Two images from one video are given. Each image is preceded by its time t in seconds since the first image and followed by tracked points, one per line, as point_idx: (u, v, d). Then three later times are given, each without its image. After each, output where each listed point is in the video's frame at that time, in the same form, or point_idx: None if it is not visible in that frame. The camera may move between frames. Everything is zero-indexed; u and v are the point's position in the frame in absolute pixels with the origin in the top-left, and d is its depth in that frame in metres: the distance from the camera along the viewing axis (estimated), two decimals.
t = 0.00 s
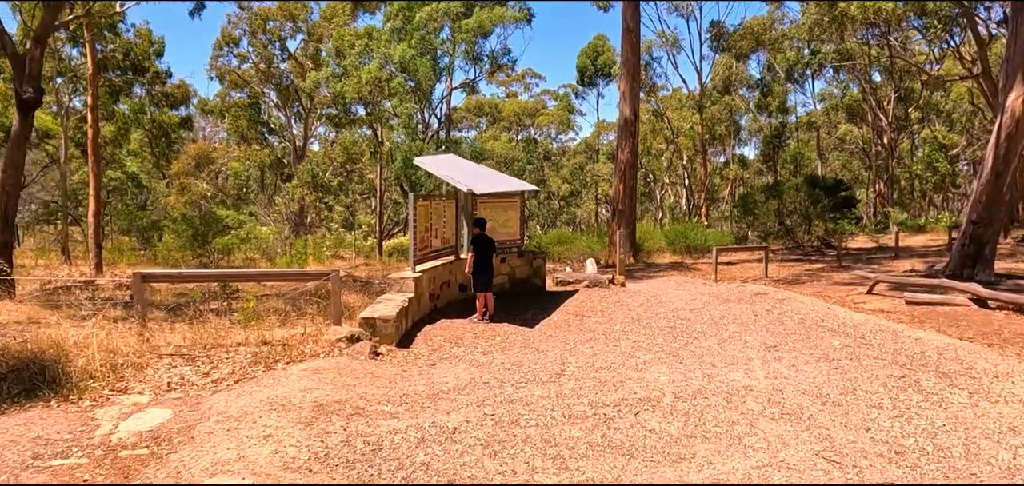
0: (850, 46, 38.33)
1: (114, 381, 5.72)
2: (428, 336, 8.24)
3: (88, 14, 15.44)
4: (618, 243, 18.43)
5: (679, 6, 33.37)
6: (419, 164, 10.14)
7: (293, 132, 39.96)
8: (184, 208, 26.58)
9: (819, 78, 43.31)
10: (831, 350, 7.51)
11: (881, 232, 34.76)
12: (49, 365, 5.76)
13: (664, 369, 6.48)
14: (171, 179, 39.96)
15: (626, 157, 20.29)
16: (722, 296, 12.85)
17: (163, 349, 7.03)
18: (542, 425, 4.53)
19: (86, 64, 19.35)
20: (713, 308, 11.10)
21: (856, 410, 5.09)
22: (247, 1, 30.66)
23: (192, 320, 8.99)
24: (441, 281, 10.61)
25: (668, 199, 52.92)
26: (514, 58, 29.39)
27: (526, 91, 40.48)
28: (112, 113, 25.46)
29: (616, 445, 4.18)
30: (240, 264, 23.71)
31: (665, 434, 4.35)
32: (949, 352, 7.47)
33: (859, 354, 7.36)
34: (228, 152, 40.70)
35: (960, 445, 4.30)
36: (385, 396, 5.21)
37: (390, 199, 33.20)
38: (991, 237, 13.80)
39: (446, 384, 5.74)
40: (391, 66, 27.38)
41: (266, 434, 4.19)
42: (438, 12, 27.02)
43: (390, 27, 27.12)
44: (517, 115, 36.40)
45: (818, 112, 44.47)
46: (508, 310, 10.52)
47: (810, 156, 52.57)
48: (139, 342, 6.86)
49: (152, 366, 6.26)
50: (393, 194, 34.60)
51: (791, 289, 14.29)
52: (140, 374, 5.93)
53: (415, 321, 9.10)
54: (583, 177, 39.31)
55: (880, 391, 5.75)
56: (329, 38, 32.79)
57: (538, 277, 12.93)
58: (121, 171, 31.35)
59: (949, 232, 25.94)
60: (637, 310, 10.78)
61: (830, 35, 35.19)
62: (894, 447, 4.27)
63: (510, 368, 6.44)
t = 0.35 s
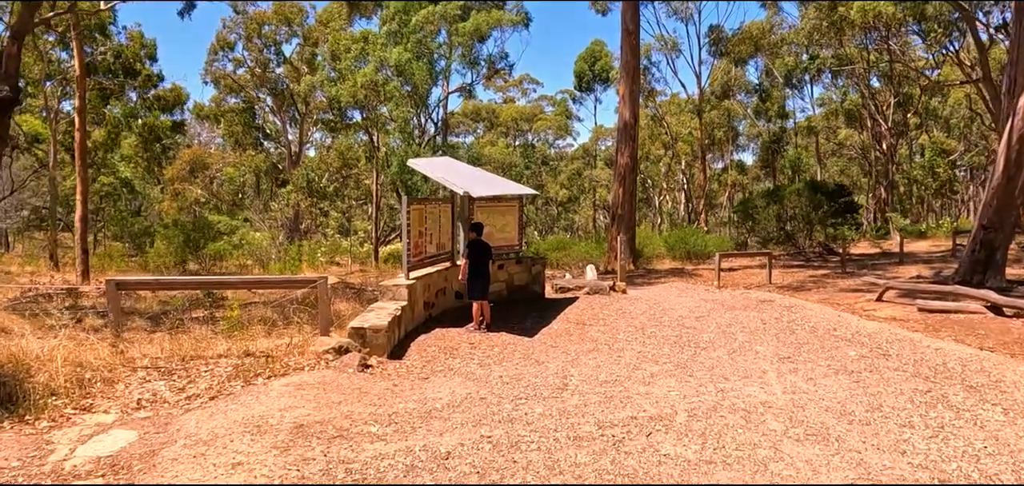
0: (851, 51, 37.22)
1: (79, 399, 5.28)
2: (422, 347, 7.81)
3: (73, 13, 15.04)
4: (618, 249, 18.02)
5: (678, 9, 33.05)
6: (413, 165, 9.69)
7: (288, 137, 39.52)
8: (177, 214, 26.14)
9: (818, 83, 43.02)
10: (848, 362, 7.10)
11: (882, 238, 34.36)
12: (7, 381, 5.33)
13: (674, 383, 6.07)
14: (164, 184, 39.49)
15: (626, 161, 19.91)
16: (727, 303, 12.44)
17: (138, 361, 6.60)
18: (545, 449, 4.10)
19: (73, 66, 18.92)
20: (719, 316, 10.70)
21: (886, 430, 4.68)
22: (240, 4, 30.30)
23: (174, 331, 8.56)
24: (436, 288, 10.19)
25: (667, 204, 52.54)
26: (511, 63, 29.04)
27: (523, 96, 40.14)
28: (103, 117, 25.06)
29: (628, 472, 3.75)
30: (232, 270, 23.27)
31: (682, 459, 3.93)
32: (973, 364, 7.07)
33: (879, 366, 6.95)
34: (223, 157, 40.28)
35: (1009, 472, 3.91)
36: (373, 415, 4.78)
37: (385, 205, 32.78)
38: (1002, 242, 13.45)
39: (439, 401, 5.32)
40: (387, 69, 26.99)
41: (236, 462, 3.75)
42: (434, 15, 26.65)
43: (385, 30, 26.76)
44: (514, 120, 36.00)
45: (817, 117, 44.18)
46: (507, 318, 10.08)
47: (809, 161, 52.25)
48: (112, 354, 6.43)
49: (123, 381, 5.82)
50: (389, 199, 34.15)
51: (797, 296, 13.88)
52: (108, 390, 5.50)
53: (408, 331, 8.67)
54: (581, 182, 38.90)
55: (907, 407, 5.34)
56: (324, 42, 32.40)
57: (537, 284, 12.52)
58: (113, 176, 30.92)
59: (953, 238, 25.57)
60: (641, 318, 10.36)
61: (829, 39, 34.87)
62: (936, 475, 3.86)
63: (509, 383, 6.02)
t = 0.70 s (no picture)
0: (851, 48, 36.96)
1: (35, 411, 4.86)
2: (414, 351, 7.39)
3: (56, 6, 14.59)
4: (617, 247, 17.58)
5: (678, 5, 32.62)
6: (405, 159, 9.24)
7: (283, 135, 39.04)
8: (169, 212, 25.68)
9: (817, 81, 42.65)
10: (866, 367, 6.70)
11: (883, 237, 33.98)
12: None
13: (683, 391, 5.66)
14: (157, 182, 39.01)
15: (625, 158, 19.48)
16: (731, 303, 12.04)
17: (107, 367, 6.18)
18: (546, 471, 3.68)
19: (58, 59, 18.46)
20: (724, 317, 10.30)
21: (918, 446, 4.27)
22: None
23: (152, 334, 8.14)
24: (429, 288, 9.76)
25: (665, 203, 52.12)
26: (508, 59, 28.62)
27: (521, 94, 39.70)
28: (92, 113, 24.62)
29: None
30: (223, 269, 22.83)
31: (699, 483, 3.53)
32: (998, 369, 6.67)
33: (898, 371, 6.55)
34: (217, 155, 39.78)
35: None
36: (356, 430, 4.35)
37: (381, 203, 32.34)
38: (1014, 241, 13.08)
39: (430, 413, 4.89)
40: (382, 66, 26.58)
41: None
42: (430, 10, 26.19)
43: (380, 26, 26.34)
44: (511, 117, 35.54)
45: (818, 115, 43.82)
46: (504, 319, 9.66)
47: (809, 160, 51.88)
48: (78, 361, 6.00)
49: (87, 390, 5.39)
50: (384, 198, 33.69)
51: (803, 296, 13.48)
52: (69, 401, 5.07)
53: (400, 334, 8.24)
54: (579, 181, 38.47)
55: (937, 419, 4.93)
56: (318, 38, 31.94)
57: (535, 284, 12.12)
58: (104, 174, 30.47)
59: (956, 237, 25.18)
60: (643, 319, 9.95)
61: (829, 36, 34.50)
62: None
63: (505, 391, 5.60)
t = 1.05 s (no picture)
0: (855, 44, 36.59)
1: None
2: (413, 357, 6.99)
3: None
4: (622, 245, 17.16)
5: None
6: (402, 154, 8.83)
7: (282, 132, 38.66)
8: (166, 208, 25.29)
9: (822, 77, 42.19)
10: (893, 376, 6.30)
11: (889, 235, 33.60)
12: None
13: (701, 402, 5.27)
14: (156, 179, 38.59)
15: (630, 154, 19.03)
16: (742, 304, 11.61)
17: (83, 375, 5.79)
18: None
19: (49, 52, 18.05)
20: (736, 318, 9.90)
21: (967, 470, 3.89)
22: None
23: (138, 337, 7.75)
24: (429, 289, 9.35)
25: (668, 200, 51.65)
26: (510, 54, 28.18)
27: (522, 90, 39.27)
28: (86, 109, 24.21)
29: None
30: (220, 268, 22.45)
31: None
32: None
33: (927, 379, 6.15)
34: (216, 152, 39.42)
35: None
36: (347, 451, 3.94)
37: (381, 200, 31.96)
38: None
39: (428, 429, 4.50)
40: (382, 61, 26.14)
41: None
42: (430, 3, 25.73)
43: (379, 21, 25.85)
44: (512, 113, 35.08)
45: (823, 111, 43.32)
46: (507, 322, 9.27)
47: (813, 157, 51.42)
48: (51, 371, 5.62)
49: (59, 403, 5.01)
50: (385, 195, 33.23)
51: (815, 296, 13.07)
52: (36, 417, 4.69)
53: (398, 339, 7.86)
54: (580, 178, 38.09)
55: (981, 436, 4.55)
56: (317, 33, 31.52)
57: (538, 283, 11.72)
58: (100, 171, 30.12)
59: (966, 234, 24.75)
60: (652, 321, 9.54)
61: (834, 31, 34.09)
62: None
63: (510, 403, 5.19)
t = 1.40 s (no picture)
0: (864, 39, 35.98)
1: None
2: (414, 359, 6.59)
3: None
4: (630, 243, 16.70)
5: None
6: (401, 143, 8.34)
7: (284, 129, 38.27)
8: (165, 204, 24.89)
9: (830, 72, 41.60)
10: (928, 380, 5.87)
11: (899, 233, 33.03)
12: None
13: (725, 410, 4.86)
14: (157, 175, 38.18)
15: (638, 149, 18.53)
16: (756, 302, 11.18)
17: (60, 379, 5.42)
18: None
19: (44, 43, 17.61)
20: (752, 317, 9.48)
21: None
22: None
23: (124, 337, 7.37)
24: (432, 287, 8.94)
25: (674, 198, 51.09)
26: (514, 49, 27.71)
27: (527, 87, 38.80)
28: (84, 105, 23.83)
29: None
30: (221, 266, 22.02)
31: None
32: None
33: (965, 384, 5.73)
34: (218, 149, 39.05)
35: None
36: (337, 468, 3.55)
37: (383, 197, 31.50)
38: None
39: (430, 441, 4.09)
40: (385, 55, 25.72)
41: None
42: None
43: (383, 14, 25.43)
44: (515, 109, 34.64)
45: (831, 106, 42.66)
46: (514, 321, 8.88)
47: (821, 154, 50.81)
48: (24, 375, 5.25)
49: (29, 411, 4.63)
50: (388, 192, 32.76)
51: (831, 294, 12.63)
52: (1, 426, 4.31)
53: (399, 339, 7.47)
54: (585, 175, 37.61)
55: None
56: (319, 28, 31.09)
57: (545, 281, 11.31)
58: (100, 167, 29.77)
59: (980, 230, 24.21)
60: (665, 321, 9.12)
61: (844, 25, 33.52)
62: None
63: (518, 411, 4.80)
